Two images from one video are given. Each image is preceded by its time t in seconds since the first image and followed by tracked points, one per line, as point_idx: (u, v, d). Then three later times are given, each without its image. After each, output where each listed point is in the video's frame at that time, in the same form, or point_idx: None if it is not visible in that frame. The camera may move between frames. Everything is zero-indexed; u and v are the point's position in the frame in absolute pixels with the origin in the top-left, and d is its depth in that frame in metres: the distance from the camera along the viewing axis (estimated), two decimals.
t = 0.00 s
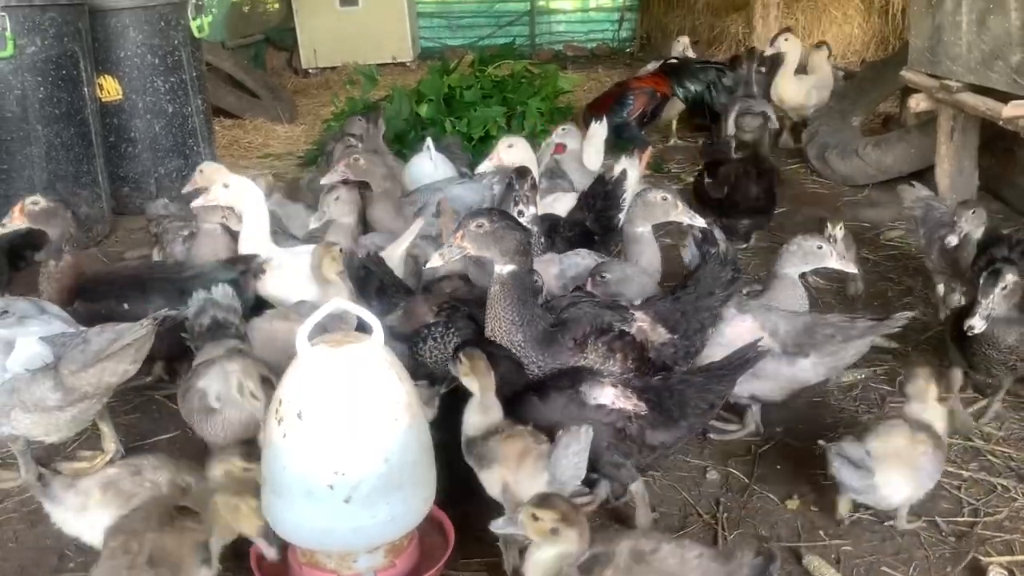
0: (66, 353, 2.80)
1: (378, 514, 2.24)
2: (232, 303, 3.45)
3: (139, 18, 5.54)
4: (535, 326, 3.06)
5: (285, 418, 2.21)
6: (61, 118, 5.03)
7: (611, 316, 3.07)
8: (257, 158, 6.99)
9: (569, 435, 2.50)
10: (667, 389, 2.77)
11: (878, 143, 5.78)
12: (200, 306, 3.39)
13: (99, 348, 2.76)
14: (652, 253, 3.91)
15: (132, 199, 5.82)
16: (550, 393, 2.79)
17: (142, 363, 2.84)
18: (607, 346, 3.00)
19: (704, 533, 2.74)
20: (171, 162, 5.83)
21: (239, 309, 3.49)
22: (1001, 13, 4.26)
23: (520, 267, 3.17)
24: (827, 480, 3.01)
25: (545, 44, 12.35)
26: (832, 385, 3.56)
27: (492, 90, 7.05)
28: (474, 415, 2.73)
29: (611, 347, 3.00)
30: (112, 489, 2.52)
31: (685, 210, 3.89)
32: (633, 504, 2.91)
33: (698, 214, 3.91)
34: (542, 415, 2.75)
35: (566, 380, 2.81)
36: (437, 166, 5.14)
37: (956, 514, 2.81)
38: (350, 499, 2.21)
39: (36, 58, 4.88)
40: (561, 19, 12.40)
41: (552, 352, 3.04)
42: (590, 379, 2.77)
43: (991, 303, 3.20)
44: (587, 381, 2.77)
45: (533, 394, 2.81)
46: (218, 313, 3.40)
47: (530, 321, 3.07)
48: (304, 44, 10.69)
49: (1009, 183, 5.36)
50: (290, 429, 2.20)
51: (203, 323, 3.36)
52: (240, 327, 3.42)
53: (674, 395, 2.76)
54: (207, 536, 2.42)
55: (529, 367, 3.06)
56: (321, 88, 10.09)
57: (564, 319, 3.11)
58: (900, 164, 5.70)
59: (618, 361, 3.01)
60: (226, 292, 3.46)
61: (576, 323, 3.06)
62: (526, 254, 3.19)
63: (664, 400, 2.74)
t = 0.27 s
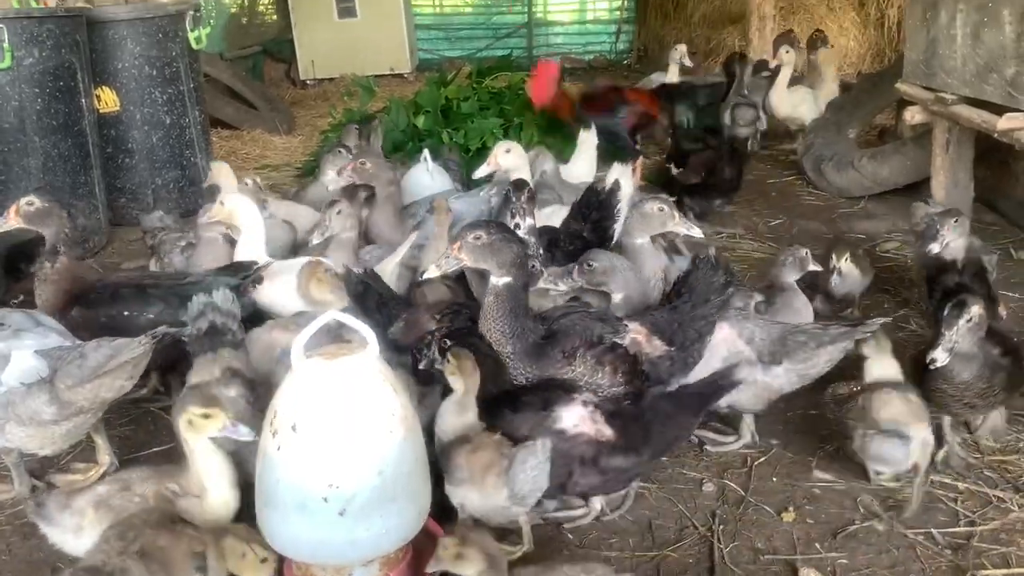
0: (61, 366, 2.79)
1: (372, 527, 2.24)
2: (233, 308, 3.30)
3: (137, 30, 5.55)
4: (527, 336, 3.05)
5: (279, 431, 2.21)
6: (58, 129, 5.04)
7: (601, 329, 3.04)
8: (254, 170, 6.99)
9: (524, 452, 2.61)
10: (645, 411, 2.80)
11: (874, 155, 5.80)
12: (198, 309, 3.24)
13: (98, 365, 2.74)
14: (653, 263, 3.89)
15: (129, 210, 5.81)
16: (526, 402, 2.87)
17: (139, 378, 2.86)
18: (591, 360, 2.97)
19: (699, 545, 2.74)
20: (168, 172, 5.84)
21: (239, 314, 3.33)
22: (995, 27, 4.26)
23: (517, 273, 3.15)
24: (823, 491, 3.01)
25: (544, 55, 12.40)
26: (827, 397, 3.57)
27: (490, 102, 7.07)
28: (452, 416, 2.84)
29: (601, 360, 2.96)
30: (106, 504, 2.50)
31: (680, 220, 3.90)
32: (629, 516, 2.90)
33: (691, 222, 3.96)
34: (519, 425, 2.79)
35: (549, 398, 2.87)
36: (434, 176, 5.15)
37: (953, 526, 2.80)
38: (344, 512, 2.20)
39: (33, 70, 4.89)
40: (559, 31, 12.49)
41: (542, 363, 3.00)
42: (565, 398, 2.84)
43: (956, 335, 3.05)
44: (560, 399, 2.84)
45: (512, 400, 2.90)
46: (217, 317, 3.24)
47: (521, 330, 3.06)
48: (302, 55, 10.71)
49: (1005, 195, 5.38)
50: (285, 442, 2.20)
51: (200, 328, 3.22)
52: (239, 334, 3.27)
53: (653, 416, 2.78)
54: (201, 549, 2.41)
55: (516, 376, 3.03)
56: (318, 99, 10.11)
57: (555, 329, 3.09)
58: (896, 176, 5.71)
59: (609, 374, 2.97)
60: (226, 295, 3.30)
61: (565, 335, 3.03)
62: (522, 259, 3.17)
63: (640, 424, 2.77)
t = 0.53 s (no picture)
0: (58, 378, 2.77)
1: (369, 538, 2.23)
2: (227, 313, 3.37)
3: (137, 40, 5.57)
4: (521, 348, 3.04)
5: (276, 441, 2.21)
6: (56, 139, 5.04)
7: (596, 343, 3.05)
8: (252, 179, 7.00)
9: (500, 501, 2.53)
10: (613, 430, 2.80)
11: (871, 167, 5.83)
12: (194, 316, 3.31)
13: (94, 376, 2.74)
14: (652, 273, 3.92)
15: (127, 220, 5.82)
16: (498, 408, 2.83)
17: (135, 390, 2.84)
18: (589, 375, 2.98)
19: (695, 557, 2.73)
20: (167, 182, 5.85)
21: (234, 320, 3.40)
22: (990, 40, 4.28)
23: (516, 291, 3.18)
24: (820, 502, 3.00)
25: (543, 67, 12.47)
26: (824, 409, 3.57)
27: (488, 114, 7.10)
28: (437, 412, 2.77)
29: (597, 372, 2.99)
30: (100, 515, 2.49)
31: (677, 230, 3.90)
32: (626, 527, 2.90)
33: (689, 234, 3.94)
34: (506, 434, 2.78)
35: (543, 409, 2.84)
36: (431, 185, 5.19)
37: (949, 538, 2.80)
38: (340, 522, 2.20)
39: (33, 79, 4.89)
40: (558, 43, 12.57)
41: (536, 374, 2.99)
42: (536, 410, 2.81)
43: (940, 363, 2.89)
44: (530, 411, 2.81)
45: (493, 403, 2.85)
46: (212, 323, 3.30)
47: (514, 341, 3.06)
48: (301, 67, 10.75)
49: (1000, 208, 5.40)
50: (281, 452, 2.19)
51: (197, 334, 3.26)
52: (235, 340, 3.31)
53: (619, 434, 2.78)
54: (196, 560, 2.40)
55: (511, 386, 2.99)
56: (317, 109, 10.15)
57: (550, 342, 3.09)
58: (893, 188, 5.73)
59: (605, 386, 2.98)
60: (219, 300, 3.40)
61: (560, 348, 3.03)
62: (522, 278, 3.20)
63: (606, 445, 2.76)
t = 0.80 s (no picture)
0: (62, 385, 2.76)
1: (366, 548, 2.23)
2: (226, 319, 3.35)
3: (137, 49, 5.58)
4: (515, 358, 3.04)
5: (274, 450, 2.21)
6: (56, 147, 5.05)
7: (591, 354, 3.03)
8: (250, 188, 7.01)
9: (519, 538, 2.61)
10: (598, 440, 2.85)
11: (869, 179, 5.85)
12: (194, 322, 3.31)
13: (97, 386, 2.72)
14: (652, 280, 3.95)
15: (125, 228, 5.82)
16: (480, 426, 2.88)
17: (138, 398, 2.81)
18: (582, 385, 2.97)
19: (694, 568, 2.73)
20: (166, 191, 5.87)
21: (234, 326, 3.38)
22: (987, 53, 4.29)
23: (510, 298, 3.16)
24: (819, 513, 3.00)
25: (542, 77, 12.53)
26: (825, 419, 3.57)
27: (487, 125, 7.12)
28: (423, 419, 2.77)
29: (593, 382, 2.97)
30: (96, 524, 2.48)
31: (675, 240, 3.91)
32: (624, 537, 2.90)
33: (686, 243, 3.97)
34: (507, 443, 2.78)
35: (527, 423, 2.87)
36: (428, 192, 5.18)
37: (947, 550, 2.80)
38: (338, 532, 2.20)
39: (33, 88, 4.90)
40: (557, 53, 12.64)
41: (529, 384, 2.98)
42: (520, 423, 2.85)
43: (906, 392, 2.82)
44: (514, 425, 2.85)
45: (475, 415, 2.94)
46: (212, 330, 3.29)
47: (510, 350, 3.06)
48: (301, 76, 10.77)
49: (997, 219, 5.42)
50: (279, 461, 2.19)
51: (198, 342, 3.27)
52: (235, 347, 3.30)
53: (605, 443, 2.83)
54: (196, 569, 2.40)
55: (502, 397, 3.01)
56: (316, 118, 10.17)
57: (546, 351, 3.08)
58: (891, 199, 5.75)
59: (602, 395, 2.97)
60: (220, 306, 3.35)
61: (554, 358, 3.02)
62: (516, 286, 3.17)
63: (592, 454, 2.81)
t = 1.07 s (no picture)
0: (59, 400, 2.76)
1: (364, 557, 2.23)
2: (223, 326, 3.31)
3: (137, 57, 5.59)
4: (513, 363, 3.04)
5: (272, 458, 2.20)
6: (56, 155, 5.06)
7: (589, 361, 3.03)
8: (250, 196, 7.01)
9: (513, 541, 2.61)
10: (590, 441, 2.84)
11: (867, 187, 5.86)
12: (190, 330, 3.25)
13: (96, 404, 2.73)
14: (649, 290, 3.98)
15: (125, 235, 5.82)
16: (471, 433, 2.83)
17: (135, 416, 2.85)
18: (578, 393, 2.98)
19: None
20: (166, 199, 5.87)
21: (231, 333, 3.34)
22: (985, 62, 4.30)
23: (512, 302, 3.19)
24: (817, 523, 3.00)
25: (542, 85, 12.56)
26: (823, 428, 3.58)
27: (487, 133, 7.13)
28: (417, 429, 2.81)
29: (590, 391, 2.98)
30: (92, 534, 2.48)
31: (674, 249, 3.94)
32: (622, 546, 2.89)
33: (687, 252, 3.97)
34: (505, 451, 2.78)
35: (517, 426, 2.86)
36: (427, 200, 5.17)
37: (946, 559, 2.79)
38: (336, 541, 2.20)
39: (33, 96, 4.91)
40: (556, 61, 12.66)
41: (524, 390, 2.98)
42: (512, 429, 2.83)
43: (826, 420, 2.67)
44: (506, 432, 2.82)
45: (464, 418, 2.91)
46: (209, 337, 3.24)
47: (507, 354, 3.06)
48: (301, 84, 10.79)
49: (996, 228, 5.43)
50: (277, 470, 2.19)
51: (194, 350, 3.21)
52: (232, 354, 3.27)
53: (597, 445, 2.82)
54: None
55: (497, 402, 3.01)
56: (316, 126, 10.19)
57: (543, 357, 3.06)
58: (889, 208, 5.75)
59: (599, 405, 2.98)
60: (216, 313, 3.32)
61: (552, 366, 3.01)
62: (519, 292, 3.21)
63: (584, 455, 2.80)
